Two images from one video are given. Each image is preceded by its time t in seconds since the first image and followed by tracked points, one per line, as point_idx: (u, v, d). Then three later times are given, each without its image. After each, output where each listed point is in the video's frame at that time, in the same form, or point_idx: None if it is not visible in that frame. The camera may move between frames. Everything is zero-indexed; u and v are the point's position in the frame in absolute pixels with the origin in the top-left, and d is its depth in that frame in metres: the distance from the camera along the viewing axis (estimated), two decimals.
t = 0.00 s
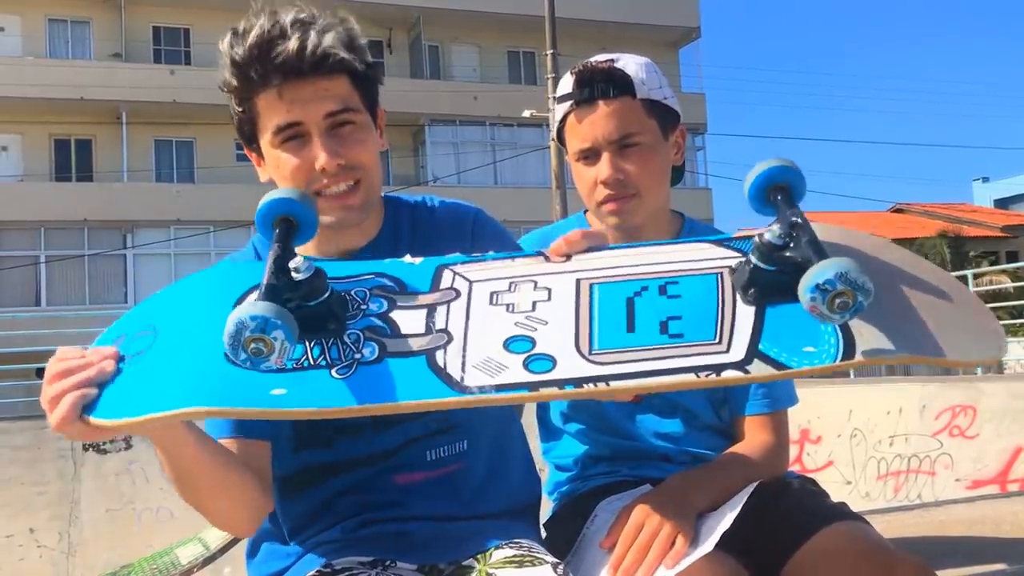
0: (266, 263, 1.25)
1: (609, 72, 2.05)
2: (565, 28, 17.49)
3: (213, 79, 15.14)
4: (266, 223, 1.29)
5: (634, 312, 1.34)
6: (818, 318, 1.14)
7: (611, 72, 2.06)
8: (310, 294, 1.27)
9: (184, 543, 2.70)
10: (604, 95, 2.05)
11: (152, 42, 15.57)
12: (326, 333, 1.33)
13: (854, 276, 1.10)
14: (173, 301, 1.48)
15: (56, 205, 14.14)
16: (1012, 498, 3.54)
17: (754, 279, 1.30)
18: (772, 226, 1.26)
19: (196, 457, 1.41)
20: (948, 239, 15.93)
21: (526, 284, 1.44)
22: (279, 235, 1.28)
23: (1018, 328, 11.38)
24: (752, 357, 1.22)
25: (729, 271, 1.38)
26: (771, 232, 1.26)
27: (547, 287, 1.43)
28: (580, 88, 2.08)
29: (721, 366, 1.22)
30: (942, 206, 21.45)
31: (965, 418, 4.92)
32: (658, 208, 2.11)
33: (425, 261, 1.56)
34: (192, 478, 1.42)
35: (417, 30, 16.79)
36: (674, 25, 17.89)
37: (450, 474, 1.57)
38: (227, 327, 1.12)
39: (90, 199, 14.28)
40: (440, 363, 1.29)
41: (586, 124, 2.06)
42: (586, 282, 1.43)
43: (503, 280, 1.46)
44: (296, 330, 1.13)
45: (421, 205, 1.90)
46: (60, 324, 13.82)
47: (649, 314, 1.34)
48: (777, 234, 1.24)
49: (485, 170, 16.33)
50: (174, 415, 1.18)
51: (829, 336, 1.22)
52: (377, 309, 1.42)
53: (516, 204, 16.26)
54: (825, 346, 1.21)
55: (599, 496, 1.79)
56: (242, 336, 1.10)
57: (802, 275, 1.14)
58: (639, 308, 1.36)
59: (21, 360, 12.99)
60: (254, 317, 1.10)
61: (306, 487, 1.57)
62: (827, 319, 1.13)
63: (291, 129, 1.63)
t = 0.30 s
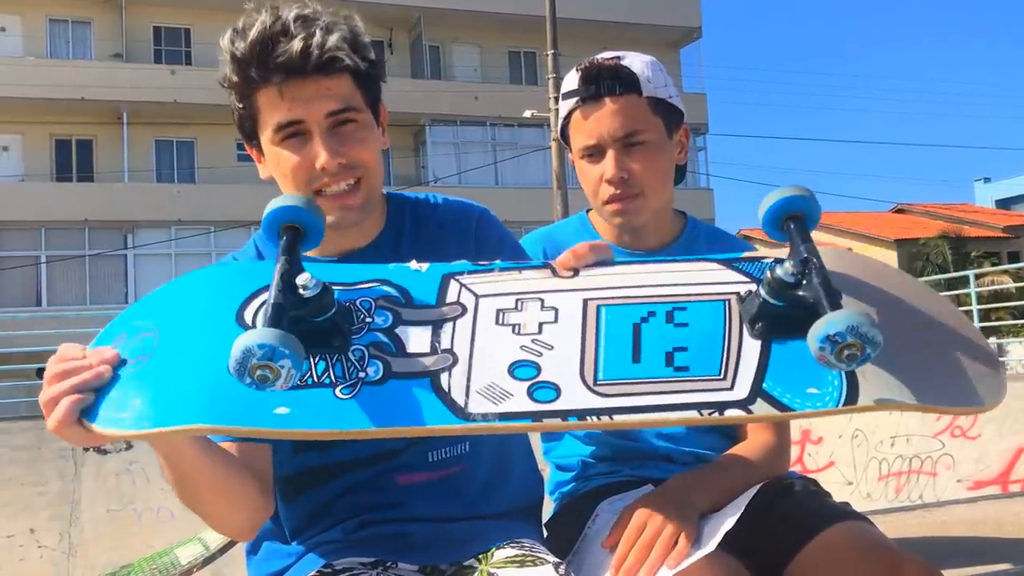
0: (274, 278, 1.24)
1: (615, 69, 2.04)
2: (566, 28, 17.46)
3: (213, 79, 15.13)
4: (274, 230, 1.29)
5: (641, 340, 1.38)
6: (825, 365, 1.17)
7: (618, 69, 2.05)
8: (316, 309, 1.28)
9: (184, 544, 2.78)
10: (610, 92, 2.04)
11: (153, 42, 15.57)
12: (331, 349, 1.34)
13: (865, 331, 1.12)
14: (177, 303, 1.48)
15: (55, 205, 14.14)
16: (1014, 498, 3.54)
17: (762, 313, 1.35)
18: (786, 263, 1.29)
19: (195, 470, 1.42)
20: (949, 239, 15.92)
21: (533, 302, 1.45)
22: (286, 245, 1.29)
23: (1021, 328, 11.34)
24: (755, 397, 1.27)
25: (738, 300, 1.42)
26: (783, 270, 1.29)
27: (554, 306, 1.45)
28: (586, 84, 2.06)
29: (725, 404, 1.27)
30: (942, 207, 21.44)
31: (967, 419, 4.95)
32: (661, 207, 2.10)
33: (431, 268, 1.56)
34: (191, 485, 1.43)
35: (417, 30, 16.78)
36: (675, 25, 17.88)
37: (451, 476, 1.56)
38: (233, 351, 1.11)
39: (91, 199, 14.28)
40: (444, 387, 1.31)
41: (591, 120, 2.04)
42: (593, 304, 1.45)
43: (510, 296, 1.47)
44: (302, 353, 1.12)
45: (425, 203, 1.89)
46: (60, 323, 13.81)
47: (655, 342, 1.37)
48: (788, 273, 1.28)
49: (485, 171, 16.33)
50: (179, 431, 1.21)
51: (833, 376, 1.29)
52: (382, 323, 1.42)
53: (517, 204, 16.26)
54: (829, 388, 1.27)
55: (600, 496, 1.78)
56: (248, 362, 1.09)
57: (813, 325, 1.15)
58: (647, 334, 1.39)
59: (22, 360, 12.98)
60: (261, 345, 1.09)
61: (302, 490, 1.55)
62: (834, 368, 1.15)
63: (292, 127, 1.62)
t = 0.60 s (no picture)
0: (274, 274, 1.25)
1: (617, 59, 2.04)
2: (568, 27, 17.45)
3: (216, 78, 15.14)
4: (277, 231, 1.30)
5: (636, 341, 1.37)
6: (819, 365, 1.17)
7: (619, 58, 2.05)
8: (317, 307, 1.28)
9: (188, 542, 2.94)
10: (612, 81, 2.04)
11: (155, 41, 15.58)
12: (329, 346, 1.34)
13: (858, 328, 1.13)
14: (180, 303, 1.49)
15: (58, 205, 14.16)
16: (1016, 498, 3.53)
17: (758, 315, 1.34)
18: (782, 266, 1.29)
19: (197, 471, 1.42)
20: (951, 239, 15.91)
21: (531, 305, 1.46)
22: (288, 246, 1.30)
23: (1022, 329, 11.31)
24: (750, 397, 1.27)
25: (734, 306, 1.42)
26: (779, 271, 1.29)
27: (551, 310, 1.45)
28: (587, 74, 2.07)
29: (719, 404, 1.27)
30: (945, 205, 21.42)
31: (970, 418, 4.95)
32: (662, 200, 2.10)
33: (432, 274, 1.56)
34: (194, 488, 1.43)
35: (420, 30, 16.77)
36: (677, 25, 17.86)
37: (453, 477, 1.56)
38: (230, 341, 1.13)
39: (93, 199, 14.29)
40: (440, 383, 1.32)
41: (593, 109, 2.05)
42: (589, 307, 1.44)
43: (509, 299, 1.47)
44: (298, 347, 1.13)
45: (428, 203, 1.89)
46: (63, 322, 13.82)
47: (650, 344, 1.37)
48: (784, 276, 1.28)
49: (488, 170, 16.34)
50: (174, 422, 1.21)
51: (828, 378, 1.29)
52: (382, 323, 1.42)
53: (520, 203, 16.26)
54: (825, 389, 1.28)
55: (602, 494, 1.78)
56: (245, 350, 1.10)
57: (807, 321, 1.16)
58: (642, 337, 1.39)
59: (25, 360, 13.01)
60: (257, 334, 1.10)
61: (306, 490, 1.56)
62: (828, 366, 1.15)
63: (295, 126, 1.63)
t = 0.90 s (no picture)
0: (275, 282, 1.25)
1: (625, 58, 2.05)
2: (571, 25, 17.44)
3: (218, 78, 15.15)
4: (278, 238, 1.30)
5: (638, 344, 1.37)
6: (820, 363, 1.17)
7: (627, 57, 2.06)
8: (317, 314, 1.28)
9: (193, 540, 2.96)
10: (622, 79, 2.04)
11: (159, 40, 15.60)
12: (331, 353, 1.34)
13: (857, 328, 1.13)
14: (186, 309, 1.49)
15: (61, 205, 14.19)
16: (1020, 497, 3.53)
17: (759, 316, 1.34)
18: (781, 265, 1.29)
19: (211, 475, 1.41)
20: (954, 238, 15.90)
21: (532, 308, 1.45)
22: (289, 252, 1.30)
23: None
24: (752, 398, 1.27)
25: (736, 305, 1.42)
26: (779, 271, 1.29)
27: (553, 313, 1.44)
28: (596, 71, 2.07)
29: (722, 407, 1.27)
30: (948, 204, 21.42)
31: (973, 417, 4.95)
32: (670, 200, 2.10)
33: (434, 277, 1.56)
34: (201, 494, 1.42)
35: (422, 29, 16.77)
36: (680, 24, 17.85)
37: (458, 475, 1.56)
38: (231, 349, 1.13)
39: (96, 198, 14.31)
40: (441, 389, 1.32)
41: (603, 107, 2.04)
42: (591, 310, 1.44)
43: (510, 303, 1.47)
44: (299, 353, 1.13)
45: (433, 202, 1.89)
46: (66, 321, 13.82)
47: (651, 346, 1.37)
48: (784, 276, 1.28)
49: (490, 169, 16.35)
50: (178, 432, 1.21)
51: (830, 378, 1.29)
52: (383, 329, 1.42)
53: (523, 202, 16.26)
54: (826, 389, 1.28)
55: (607, 493, 1.78)
56: (246, 359, 1.11)
57: (807, 321, 1.16)
58: (644, 339, 1.39)
59: (29, 359, 13.04)
60: (258, 343, 1.10)
61: (311, 488, 1.56)
62: (827, 366, 1.16)
63: (300, 122, 1.62)
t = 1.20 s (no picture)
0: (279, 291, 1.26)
1: (634, 54, 2.06)
2: (572, 24, 17.42)
3: (219, 77, 15.16)
4: (281, 244, 1.31)
5: (638, 358, 1.38)
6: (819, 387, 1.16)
7: (637, 54, 2.07)
8: (321, 323, 1.29)
9: (193, 539, 2.99)
10: (632, 74, 2.05)
11: (160, 40, 15.61)
12: (333, 360, 1.34)
13: (858, 353, 1.12)
14: (187, 313, 1.49)
15: (62, 204, 14.21)
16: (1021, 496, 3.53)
17: (758, 335, 1.35)
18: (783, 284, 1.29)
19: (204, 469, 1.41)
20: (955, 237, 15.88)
21: (533, 319, 1.46)
22: (293, 258, 1.31)
23: None
24: (749, 418, 1.28)
25: (735, 322, 1.43)
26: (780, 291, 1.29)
27: (553, 325, 1.45)
28: (605, 67, 2.08)
29: (717, 424, 1.27)
30: (950, 203, 21.40)
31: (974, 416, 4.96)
32: (675, 200, 2.10)
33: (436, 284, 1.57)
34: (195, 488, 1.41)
35: (423, 29, 16.77)
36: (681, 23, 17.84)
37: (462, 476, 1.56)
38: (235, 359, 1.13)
39: (97, 198, 14.32)
40: (442, 401, 1.32)
41: (614, 103, 2.05)
42: (592, 323, 1.45)
43: (510, 314, 1.48)
44: (303, 365, 1.14)
45: (438, 203, 1.90)
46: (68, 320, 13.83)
47: (651, 361, 1.38)
48: (785, 295, 1.28)
49: (491, 168, 16.34)
50: (180, 436, 1.21)
51: (827, 401, 1.29)
52: (385, 337, 1.43)
53: (524, 202, 16.26)
54: (823, 411, 1.28)
55: (609, 493, 1.78)
56: (249, 370, 1.11)
57: (806, 344, 1.16)
58: (643, 352, 1.40)
59: (30, 358, 13.05)
60: (262, 354, 1.10)
61: (312, 492, 1.57)
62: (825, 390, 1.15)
63: (301, 123, 1.63)
